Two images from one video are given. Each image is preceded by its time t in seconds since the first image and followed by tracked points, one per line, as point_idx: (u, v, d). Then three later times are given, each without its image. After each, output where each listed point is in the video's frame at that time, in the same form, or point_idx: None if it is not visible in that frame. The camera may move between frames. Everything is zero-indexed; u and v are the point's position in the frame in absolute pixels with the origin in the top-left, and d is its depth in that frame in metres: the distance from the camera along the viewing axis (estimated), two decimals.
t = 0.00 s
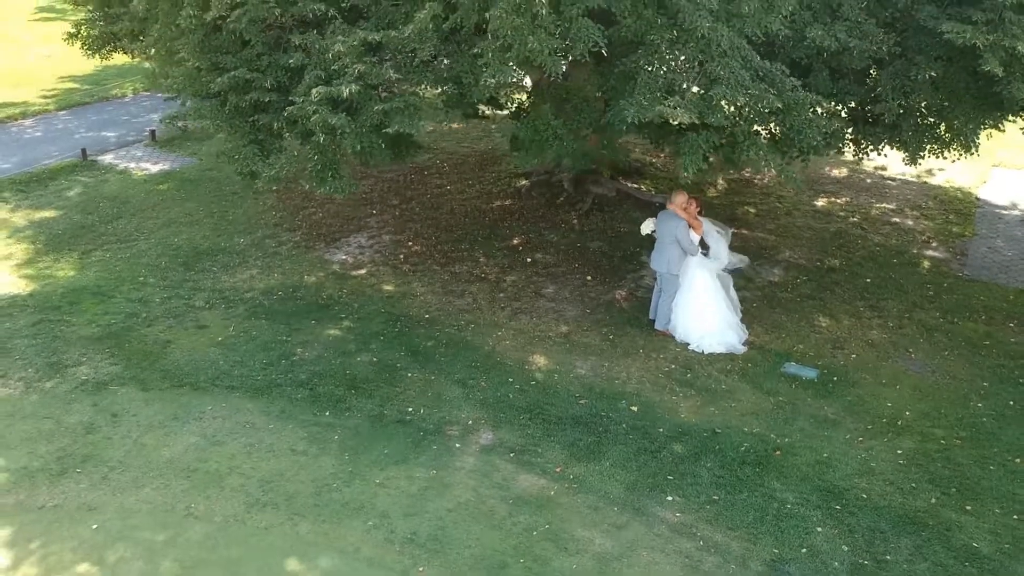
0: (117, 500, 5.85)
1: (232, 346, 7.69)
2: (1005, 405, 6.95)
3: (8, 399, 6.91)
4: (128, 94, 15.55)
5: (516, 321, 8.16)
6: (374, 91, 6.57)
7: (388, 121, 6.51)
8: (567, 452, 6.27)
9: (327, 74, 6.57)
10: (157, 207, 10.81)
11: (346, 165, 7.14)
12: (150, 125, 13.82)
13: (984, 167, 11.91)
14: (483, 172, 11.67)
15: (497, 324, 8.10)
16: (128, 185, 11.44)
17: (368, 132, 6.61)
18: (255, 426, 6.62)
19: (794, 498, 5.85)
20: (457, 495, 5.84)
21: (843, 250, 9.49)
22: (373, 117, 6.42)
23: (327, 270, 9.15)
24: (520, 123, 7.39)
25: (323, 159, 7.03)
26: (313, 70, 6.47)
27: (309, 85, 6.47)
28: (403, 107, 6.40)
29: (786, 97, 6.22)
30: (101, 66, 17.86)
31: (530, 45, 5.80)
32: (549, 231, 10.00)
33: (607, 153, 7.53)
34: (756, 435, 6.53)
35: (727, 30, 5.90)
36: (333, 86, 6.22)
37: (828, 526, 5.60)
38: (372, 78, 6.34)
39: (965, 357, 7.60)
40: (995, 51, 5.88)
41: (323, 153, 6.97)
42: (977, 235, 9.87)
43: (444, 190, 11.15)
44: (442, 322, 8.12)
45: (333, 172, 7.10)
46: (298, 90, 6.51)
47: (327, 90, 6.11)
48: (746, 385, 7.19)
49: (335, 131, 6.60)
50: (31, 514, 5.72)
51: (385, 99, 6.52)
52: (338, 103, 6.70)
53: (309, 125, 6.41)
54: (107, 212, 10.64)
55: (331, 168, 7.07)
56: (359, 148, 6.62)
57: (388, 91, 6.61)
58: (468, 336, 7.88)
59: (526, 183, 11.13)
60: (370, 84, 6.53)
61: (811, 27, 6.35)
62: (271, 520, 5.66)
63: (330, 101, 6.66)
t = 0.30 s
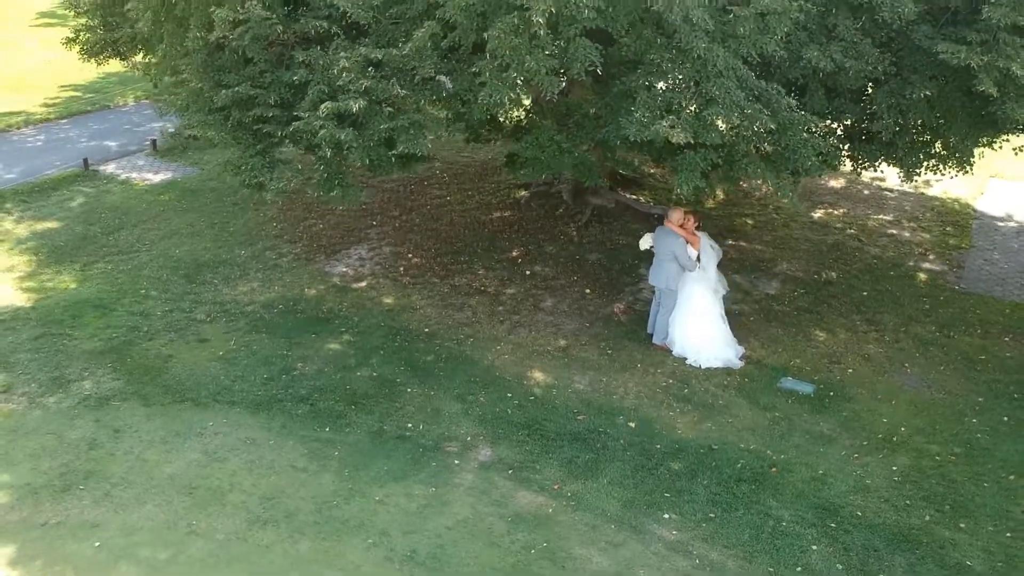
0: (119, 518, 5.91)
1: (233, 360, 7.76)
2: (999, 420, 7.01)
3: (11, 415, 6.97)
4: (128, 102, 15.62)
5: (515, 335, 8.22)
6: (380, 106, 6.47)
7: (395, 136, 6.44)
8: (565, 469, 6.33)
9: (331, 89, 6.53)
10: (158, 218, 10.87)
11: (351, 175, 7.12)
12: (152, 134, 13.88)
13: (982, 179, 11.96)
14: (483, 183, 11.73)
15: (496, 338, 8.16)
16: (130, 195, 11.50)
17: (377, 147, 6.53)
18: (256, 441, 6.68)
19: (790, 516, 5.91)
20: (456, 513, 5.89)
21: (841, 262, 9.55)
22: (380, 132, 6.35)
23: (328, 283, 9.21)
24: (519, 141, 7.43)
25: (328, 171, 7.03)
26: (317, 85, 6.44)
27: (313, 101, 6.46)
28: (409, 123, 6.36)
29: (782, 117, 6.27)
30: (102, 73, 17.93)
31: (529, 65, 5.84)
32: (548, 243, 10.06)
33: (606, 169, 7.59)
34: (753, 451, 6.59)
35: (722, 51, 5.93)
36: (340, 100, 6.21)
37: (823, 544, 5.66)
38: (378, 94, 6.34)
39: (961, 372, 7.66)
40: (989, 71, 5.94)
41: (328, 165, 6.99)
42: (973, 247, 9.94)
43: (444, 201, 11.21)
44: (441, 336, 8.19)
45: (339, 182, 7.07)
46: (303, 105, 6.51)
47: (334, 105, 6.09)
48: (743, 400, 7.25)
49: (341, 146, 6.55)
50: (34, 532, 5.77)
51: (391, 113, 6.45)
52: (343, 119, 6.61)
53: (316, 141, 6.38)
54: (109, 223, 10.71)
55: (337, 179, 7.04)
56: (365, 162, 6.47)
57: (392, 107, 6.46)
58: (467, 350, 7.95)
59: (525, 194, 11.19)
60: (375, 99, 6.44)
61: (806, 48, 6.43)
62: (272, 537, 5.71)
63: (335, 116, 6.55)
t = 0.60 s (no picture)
0: (123, 533, 5.99)
1: (235, 373, 7.85)
2: (993, 434, 7.09)
3: (17, 429, 7.07)
4: (130, 110, 15.72)
5: (514, 348, 8.30)
6: (383, 122, 6.61)
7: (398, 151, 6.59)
8: (563, 484, 6.41)
9: (334, 107, 6.66)
10: (161, 228, 10.96)
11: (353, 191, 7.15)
12: (154, 143, 13.98)
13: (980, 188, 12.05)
14: (483, 192, 11.81)
15: (495, 351, 8.24)
16: (132, 205, 11.60)
17: (381, 162, 6.67)
18: (258, 455, 6.77)
19: (785, 531, 5.99)
20: (455, 528, 5.97)
21: (838, 273, 9.63)
22: (384, 147, 6.49)
23: (329, 294, 9.30)
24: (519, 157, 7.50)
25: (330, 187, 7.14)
26: (320, 103, 6.57)
27: (317, 119, 6.59)
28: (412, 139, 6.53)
29: (780, 136, 6.30)
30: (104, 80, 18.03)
31: (528, 87, 5.92)
32: (548, 253, 10.13)
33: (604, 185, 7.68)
34: (748, 466, 6.67)
35: (722, 71, 5.99)
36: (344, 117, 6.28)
37: (818, 559, 5.74)
38: (381, 108, 6.46)
39: (956, 385, 7.73)
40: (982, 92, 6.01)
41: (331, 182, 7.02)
42: (969, 258, 10.02)
43: (444, 210, 11.29)
44: (441, 348, 8.27)
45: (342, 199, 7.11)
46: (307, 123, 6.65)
47: (341, 119, 6.18)
48: (740, 414, 7.33)
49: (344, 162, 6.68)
50: (39, 547, 5.85)
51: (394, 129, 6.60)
52: (346, 135, 6.74)
53: (320, 157, 6.48)
54: (111, 234, 10.80)
55: (340, 195, 7.09)
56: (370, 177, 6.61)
57: (394, 122, 6.63)
58: (466, 362, 8.03)
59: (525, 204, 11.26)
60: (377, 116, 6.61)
61: (802, 67, 6.47)
62: (274, 553, 5.79)
63: (338, 133, 6.67)
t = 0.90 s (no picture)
0: (121, 552, 6.05)
1: (233, 390, 7.93)
2: (982, 452, 7.16)
3: (17, 446, 7.15)
4: (130, 119, 15.81)
5: (509, 363, 8.38)
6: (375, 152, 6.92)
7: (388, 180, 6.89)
8: (556, 503, 6.49)
9: (328, 136, 6.90)
10: (160, 241, 11.05)
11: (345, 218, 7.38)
12: (153, 153, 14.07)
13: (972, 201, 12.15)
14: (480, 204, 11.91)
15: (490, 367, 8.32)
16: (132, 217, 11.68)
17: (370, 190, 6.93)
18: (255, 473, 6.85)
19: (774, 551, 6.07)
20: (449, 548, 6.04)
21: (831, 288, 9.71)
22: (374, 175, 6.80)
23: (326, 308, 9.38)
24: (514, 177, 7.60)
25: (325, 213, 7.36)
26: (315, 133, 6.81)
27: (312, 147, 6.84)
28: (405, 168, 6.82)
29: (772, 163, 6.40)
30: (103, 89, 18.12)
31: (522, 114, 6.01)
32: (543, 267, 10.21)
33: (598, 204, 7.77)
34: (739, 484, 6.74)
35: (714, 99, 6.10)
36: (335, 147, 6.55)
37: None
38: (372, 138, 6.66)
39: (946, 402, 7.81)
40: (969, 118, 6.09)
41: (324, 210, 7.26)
42: (961, 272, 10.11)
43: (441, 223, 11.38)
44: (437, 364, 8.35)
45: (334, 225, 7.34)
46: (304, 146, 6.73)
47: (329, 151, 6.46)
48: (732, 432, 7.40)
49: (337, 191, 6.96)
50: (39, 567, 5.92)
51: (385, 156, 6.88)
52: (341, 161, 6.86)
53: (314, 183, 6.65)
54: (111, 247, 10.88)
55: (332, 222, 7.33)
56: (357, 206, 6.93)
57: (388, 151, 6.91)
58: (462, 379, 8.10)
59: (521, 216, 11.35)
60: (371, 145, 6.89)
61: (792, 90, 6.54)
62: (271, 572, 5.85)
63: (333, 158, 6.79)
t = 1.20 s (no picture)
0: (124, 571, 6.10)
1: (233, 407, 8.03)
2: (973, 470, 7.25)
3: (20, 463, 7.25)
4: (132, 130, 15.92)
5: (507, 380, 8.47)
6: (371, 182, 7.07)
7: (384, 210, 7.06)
8: (552, 522, 6.58)
9: (326, 163, 7.09)
10: (161, 254, 11.15)
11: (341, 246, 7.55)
12: (155, 165, 14.18)
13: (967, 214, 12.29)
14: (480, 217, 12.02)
15: (488, 383, 8.41)
16: (133, 229, 11.79)
17: (365, 220, 7.13)
18: (256, 491, 6.94)
19: (767, 570, 6.15)
20: (447, 567, 6.12)
21: (826, 302, 9.81)
22: (370, 207, 6.98)
23: (326, 323, 9.48)
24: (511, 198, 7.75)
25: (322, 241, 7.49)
26: (313, 160, 7.01)
27: (309, 175, 7.04)
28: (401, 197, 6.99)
29: (761, 190, 6.59)
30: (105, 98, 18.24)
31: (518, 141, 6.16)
32: (541, 281, 10.32)
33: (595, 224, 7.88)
34: (733, 503, 6.83)
35: (705, 127, 6.24)
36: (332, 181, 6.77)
37: None
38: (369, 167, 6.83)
39: (938, 419, 7.90)
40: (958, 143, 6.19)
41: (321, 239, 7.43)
42: (955, 286, 10.21)
43: (441, 236, 11.49)
44: (436, 380, 8.45)
45: (330, 254, 7.49)
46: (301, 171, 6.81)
47: (328, 185, 6.67)
48: (726, 449, 7.49)
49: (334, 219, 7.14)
50: None
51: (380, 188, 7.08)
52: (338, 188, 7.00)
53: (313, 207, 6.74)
54: (112, 260, 10.98)
55: (327, 251, 7.48)
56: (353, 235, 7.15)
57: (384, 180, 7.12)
58: (460, 396, 8.19)
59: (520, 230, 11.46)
60: (367, 178, 7.04)
61: (785, 115, 6.63)
62: None
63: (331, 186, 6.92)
